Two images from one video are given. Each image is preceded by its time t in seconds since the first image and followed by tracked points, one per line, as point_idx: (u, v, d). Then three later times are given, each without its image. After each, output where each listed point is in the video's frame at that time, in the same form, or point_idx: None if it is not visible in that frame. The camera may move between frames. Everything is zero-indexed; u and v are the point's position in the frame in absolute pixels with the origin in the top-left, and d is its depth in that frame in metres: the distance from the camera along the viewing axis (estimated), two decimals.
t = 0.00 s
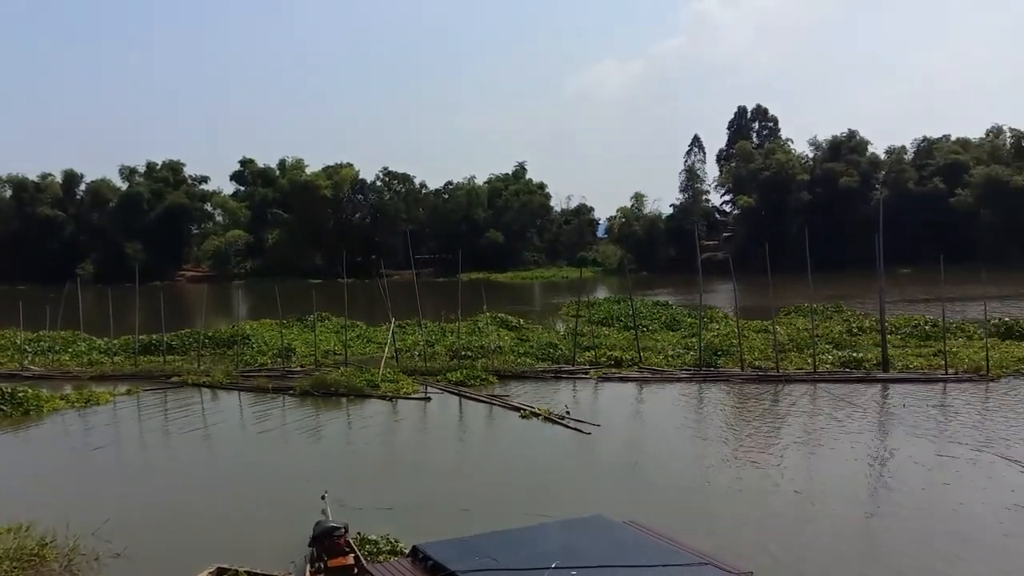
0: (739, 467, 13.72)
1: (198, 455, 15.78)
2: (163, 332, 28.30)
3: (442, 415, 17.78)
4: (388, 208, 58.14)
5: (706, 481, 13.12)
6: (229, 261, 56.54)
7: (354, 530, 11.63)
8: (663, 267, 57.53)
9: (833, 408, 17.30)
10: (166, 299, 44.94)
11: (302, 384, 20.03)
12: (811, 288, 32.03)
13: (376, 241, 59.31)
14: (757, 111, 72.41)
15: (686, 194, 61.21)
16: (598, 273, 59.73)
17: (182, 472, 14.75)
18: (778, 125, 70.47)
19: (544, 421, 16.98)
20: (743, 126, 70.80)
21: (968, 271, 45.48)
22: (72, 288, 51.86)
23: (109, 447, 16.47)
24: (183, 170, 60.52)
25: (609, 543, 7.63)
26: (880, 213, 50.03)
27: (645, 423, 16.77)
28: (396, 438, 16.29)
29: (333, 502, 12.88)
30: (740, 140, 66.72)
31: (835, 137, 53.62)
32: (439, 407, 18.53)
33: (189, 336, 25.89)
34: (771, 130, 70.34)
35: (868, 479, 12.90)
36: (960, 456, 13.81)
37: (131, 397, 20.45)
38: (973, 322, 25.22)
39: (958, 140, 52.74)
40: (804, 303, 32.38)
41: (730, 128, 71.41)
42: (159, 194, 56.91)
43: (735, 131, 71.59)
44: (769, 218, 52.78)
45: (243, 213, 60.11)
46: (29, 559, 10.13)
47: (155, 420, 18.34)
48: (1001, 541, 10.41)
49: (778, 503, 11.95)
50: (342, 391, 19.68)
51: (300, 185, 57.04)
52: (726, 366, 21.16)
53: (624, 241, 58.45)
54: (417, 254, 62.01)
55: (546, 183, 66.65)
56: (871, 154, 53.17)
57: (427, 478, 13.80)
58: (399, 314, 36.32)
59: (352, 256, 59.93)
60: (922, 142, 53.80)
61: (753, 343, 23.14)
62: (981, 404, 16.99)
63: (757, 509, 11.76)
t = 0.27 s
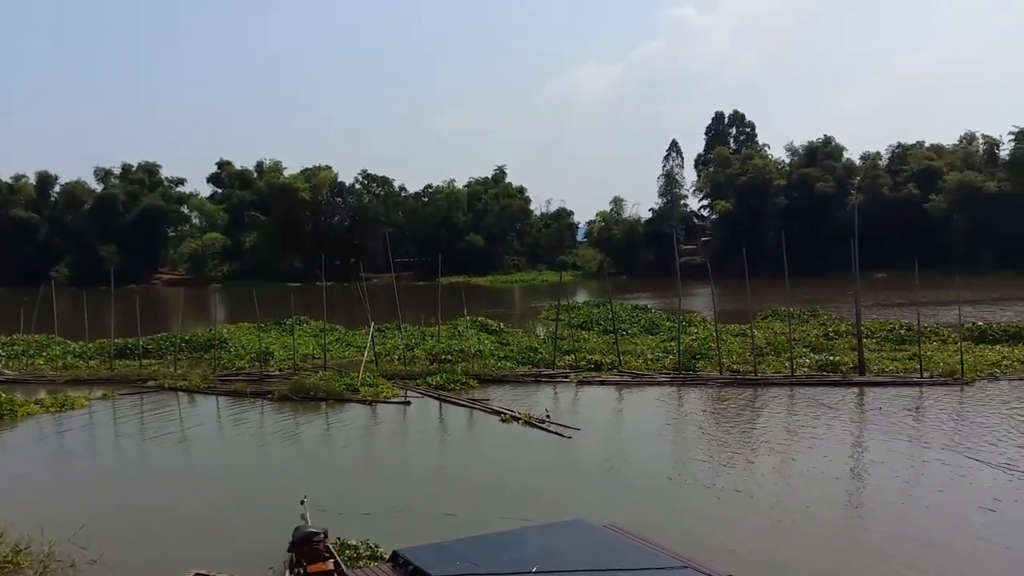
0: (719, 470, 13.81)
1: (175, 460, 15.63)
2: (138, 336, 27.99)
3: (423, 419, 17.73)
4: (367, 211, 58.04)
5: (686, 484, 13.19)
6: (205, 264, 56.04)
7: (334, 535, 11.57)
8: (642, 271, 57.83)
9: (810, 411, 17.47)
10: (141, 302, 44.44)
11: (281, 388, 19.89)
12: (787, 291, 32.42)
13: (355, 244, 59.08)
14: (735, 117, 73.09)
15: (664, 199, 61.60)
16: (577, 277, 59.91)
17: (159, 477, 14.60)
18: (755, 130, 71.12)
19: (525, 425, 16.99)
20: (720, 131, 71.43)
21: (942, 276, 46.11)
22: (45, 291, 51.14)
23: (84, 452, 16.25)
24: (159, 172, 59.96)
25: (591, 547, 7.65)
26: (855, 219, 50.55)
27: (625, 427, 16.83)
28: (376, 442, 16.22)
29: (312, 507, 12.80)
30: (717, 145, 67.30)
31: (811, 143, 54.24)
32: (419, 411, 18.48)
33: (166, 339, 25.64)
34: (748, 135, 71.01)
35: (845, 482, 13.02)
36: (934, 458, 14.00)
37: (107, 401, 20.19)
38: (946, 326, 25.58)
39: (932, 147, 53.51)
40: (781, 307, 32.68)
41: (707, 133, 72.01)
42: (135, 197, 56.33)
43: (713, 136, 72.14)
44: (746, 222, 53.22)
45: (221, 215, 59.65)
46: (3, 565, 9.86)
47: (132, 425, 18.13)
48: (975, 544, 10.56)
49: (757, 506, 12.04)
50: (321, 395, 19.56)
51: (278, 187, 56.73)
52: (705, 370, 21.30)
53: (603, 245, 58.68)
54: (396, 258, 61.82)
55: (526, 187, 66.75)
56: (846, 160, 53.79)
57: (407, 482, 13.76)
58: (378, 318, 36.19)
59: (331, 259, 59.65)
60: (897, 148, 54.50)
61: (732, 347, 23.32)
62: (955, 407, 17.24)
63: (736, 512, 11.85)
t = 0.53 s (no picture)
0: (702, 472, 13.87)
1: (158, 462, 15.53)
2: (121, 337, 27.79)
3: (408, 421, 17.69)
4: (354, 213, 57.98)
5: (669, 486, 13.24)
6: (190, 265, 55.71)
7: (318, 537, 11.53)
8: (628, 273, 57.99)
9: (794, 414, 17.57)
10: (125, 303, 44.11)
11: (265, 390, 19.80)
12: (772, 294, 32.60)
13: (341, 246, 58.90)
14: (721, 120, 73.46)
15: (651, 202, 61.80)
16: (564, 279, 59.98)
17: (141, 479, 14.50)
18: (740, 134, 71.51)
19: (510, 427, 17.00)
20: (706, 135, 71.77)
21: (925, 280, 46.49)
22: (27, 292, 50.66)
23: (64, 454, 16.12)
24: (144, 172, 59.61)
25: (574, 549, 7.67)
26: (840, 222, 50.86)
27: (610, 429, 16.87)
28: (360, 444, 16.18)
29: (296, 510, 12.75)
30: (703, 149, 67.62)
31: (796, 147, 54.58)
32: (404, 413, 18.44)
33: (149, 341, 25.47)
34: (734, 139, 71.38)
35: (828, 484, 13.11)
36: (915, 461, 14.12)
37: (89, 403, 20.03)
38: (929, 329, 25.79)
39: (915, 151, 53.96)
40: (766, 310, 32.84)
41: (694, 137, 72.35)
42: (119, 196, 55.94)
43: (698, 140, 72.48)
44: (732, 225, 53.51)
45: (206, 216, 59.32)
46: None
47: (114, 426, 17.99)
48: (955, 545, 10.66)
49: (740, 508, 12.10)
50: (306, 397, 19.49)
51: (264, 188, 56.55)
52: (690, 372, 21.37)
53: (590, 248, 58.80)
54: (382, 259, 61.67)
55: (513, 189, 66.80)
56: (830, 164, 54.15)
57: (392, 485, 13.73)
58: (364, 319, 36.10)
59: (317, 261, 59.45)
60: (880, 153, 54.90)
61: (717, 349, 23.42)
62: (937, 410, 17.39)
63: (720, 514, 11.90)
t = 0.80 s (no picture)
0: (688, 470, 13.91)
1: (141, 458, 15.40)
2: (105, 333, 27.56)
3: (394, 418, 17.63)
4: (341, 208, 58.03)
5: (655, 484, 13.27)
6: (175, 260, 55.31)
7: (303, 535, 11.47)
8: (615, 271, 58.12)
9: (779, 412, 17.66)
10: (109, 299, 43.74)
11: (250, 387, 19.68)
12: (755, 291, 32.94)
13: (328, 242, 58.65)
14: (708, 119, 73.67)
15: (638, 200, 61.93)
16: (551, 276, 60.03)
17: (124, 476, 14.37)
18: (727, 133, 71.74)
19: (496, 424, 16.98)
20: (693, 133, 71.98)
21: (909, 279, 46.84)
22: (10, 287, 50.13)
23: (46, 450, 15.95)
24: (128, 166, 59.10)
25: (561, 546, 7.69)
26: (825, 222, 51.15)
27: (596, 426, 16.89)
28: (346, 441, 16.12)
29: (281, 507, 12.69)
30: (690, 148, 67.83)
31: (782, 146, 54.80)
32: (390, 409, 18.39)
33: (133, 337, 25.26)
34: (721, 138, 71.63)
35: (812, 481, 13.19)
36: (899, 459, 14.23)
37: (72, 399, 19.85)
38: (912, 328, 25.98)
39: (900, 151, 54.32)
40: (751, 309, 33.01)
41: (681, 136, 72.55)
42: (103, 191, 55.43)
43: (686, 139, 72.67)
44: (718, 224, 53.72)
45: (191, 211, 58.90)
46: None
47: (97, 422, 17.83)
48: (938, 542, 10.75)
49: (726, 505, 12.15)
50: (291, 394, 19.39)
51: (249, 184, 56.24)
52: (676, 370, 21.43)
53: (577, 245, 58.87)
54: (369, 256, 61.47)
55: (500, 186, 66.73)
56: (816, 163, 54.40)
57: (377, 481, 13.70)
58: (350, 316, 35.98)
59: (303, 257, 59.17)
60: (866, 152, 55.19)
61: (702, 347, 23.51)
62: (920, 408, 17.53)
63: (705, 511, 11.95)
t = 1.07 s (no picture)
0: (681, 466, 13.97)
1: (134, 455, 15.36)
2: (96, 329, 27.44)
3: (387, 415, 17.64)
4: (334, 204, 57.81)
5: (648, 479, 13.32)
6: (167, 256, 55.14)
7: (297, 531, 11.47)
8: (609, 267, 58.18)
9: (772, 408, 17.71)
10: (101, 294, 43.56)
11: (243, 383, 19.65)
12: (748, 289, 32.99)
13: (321, 237, 58.54)
14: (701, 116, 73.72)
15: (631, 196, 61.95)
16: (545, 273, 60.07)
17: (116, 472, 14.34)
18: (720, 130, 71.83)
19: (490, 420, 17.00)
20: (687, 130, 72.05)
21: (901, 277, 47.00)
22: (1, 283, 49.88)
23: (38, 447, 15.90)
24: (120, 162, 58.81)
25: (555, 542, 7.71)
26: (817, 218, 51.28)
27: (590, 422, 16.92)
28: (340, 437, 16.10)
29: (274, 503, 12.69)
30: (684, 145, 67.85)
31: (775, 143, 54.89)
32: (384, 406, 18.38)
33: (125, 333, 25.18)
34: (714, 134, 71.71)
35: (804, 477, 13.24)
36: (890, 455, 14.30)
37: (64, 395, 19.79)
38: (904, 325, 26.10)
39: (892, 148, 54.48)
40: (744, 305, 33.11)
41: (674, 132, 72.61)
42: (95, 186, 55.17)
43: (679, 136, 72.74)
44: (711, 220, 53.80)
45: (183, 207, 58.65)
46: None
47: (89, 419, 17.79)
48: (930, 537, 10.80)
49: (717, 501, 12.21)
50: (284, 390, 19.36)
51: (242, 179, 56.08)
52: (669, 366, 21.48)
53: (571, 242, 58.93)
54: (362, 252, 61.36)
55: (494, 183, 66.67)
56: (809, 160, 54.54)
57: (370, 478, 13.69)
58: (343, 312, 35.93)
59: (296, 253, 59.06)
60: (859, 149, 55.35)
61: (695, 343, 23.57)
62: (913, 404, 17.61)
63: (698, 507, 11.99)
